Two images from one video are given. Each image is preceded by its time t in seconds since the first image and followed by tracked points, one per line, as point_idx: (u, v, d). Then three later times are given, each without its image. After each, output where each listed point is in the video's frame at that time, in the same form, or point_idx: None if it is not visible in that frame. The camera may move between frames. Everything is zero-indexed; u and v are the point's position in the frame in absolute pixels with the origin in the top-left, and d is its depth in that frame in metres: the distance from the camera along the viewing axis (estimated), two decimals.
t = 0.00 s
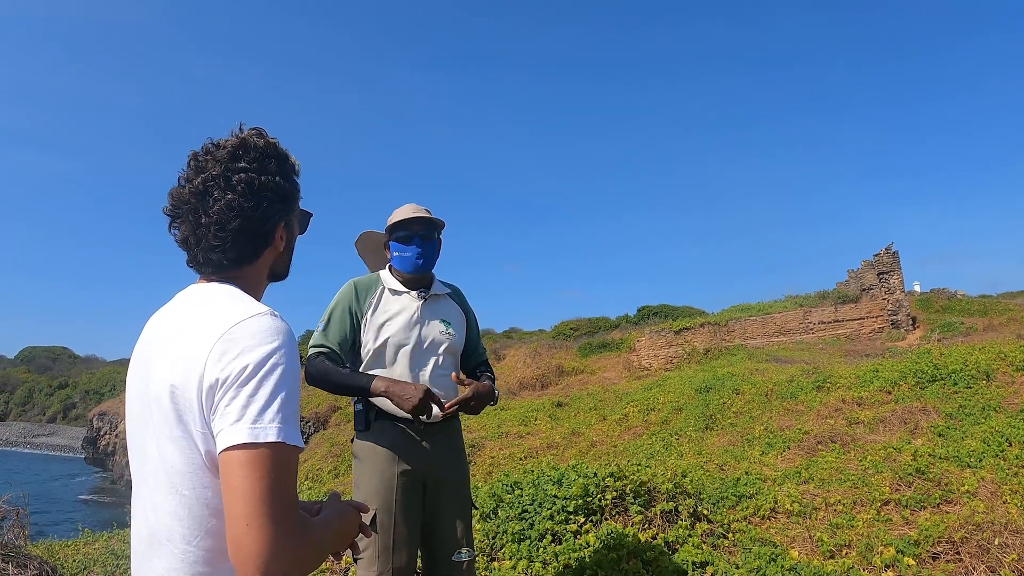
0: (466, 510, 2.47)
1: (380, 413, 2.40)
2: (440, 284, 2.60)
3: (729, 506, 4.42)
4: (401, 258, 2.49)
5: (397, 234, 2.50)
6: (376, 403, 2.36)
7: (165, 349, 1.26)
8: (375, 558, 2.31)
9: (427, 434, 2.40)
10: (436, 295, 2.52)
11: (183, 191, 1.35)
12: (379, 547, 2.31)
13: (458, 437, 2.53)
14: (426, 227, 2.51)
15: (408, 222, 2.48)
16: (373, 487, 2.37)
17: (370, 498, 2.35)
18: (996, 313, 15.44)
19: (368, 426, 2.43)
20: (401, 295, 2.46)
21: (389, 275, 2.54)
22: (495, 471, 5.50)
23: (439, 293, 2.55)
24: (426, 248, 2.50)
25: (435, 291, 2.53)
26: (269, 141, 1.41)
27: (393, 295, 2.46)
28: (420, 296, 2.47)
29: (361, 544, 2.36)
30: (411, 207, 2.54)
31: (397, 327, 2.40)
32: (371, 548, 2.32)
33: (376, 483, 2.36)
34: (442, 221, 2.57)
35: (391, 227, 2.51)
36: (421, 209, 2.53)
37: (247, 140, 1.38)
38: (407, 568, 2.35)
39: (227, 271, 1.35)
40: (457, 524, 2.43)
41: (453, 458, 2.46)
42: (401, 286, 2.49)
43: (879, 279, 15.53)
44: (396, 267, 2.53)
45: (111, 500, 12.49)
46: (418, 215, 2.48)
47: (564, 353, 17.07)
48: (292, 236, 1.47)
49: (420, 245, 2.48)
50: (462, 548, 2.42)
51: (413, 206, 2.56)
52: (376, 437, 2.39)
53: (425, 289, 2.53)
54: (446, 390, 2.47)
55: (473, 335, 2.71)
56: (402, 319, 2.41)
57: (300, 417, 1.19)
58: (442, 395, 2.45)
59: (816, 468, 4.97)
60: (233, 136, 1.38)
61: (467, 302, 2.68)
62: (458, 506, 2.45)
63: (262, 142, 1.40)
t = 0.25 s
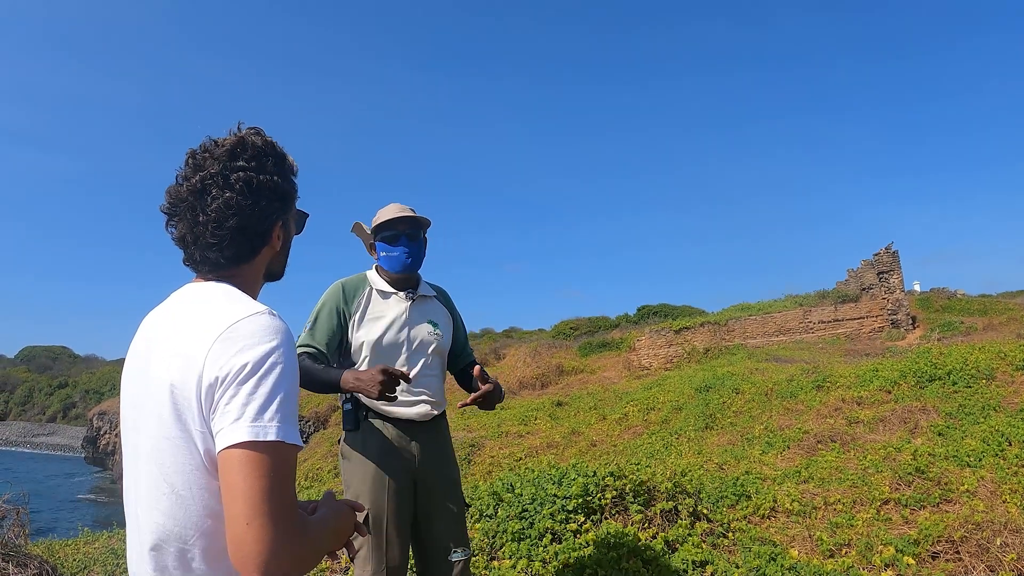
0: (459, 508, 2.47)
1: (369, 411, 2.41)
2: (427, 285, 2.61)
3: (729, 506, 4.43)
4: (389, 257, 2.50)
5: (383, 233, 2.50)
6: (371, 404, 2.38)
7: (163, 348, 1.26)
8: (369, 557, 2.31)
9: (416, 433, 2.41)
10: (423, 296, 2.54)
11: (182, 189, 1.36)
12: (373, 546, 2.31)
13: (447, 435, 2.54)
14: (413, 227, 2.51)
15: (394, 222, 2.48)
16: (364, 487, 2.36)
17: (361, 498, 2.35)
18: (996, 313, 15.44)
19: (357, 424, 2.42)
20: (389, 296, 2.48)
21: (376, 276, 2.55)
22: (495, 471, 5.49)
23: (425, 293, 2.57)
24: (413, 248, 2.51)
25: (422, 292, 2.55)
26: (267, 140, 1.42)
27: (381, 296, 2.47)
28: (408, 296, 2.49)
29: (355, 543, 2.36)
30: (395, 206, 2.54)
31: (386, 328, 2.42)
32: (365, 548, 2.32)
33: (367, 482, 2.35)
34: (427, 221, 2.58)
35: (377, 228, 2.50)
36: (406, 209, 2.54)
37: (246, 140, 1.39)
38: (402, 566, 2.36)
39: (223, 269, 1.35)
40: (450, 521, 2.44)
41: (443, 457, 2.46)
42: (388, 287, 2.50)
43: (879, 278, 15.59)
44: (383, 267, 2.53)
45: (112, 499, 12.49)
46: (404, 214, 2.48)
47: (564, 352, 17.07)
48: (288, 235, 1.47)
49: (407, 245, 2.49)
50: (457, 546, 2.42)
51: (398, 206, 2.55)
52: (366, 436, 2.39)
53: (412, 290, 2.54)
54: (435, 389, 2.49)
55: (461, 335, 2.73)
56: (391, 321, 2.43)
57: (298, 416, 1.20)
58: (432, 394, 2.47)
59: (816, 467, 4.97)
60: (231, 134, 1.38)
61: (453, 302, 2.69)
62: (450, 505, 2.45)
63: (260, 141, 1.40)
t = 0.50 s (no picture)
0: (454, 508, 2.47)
1: (364, 415, 2.41)
2: (419, 288, 2.61)
3: (730, 508, 4.43)
4: (379, 258, 2.49)
5: (373, 235, 2.52)
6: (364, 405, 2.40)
7: (159, 351, 1.25)
8: (364, 560, 2.30)
9: (410, 435, 2.41)
10: (414, 298, 2.54)
11: (178, 191, 1.35)
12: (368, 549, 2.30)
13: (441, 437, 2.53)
14: (402, 227, 2.53)
15: (384, 223, 2.50)
16: (358, 490, 2.35)
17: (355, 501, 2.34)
18: (996, 314, 15.45)
19: (352, 428, 2.41)
20: (381, 299, 2.48)
21: (367, 280, 2.55)
22: (496, 473, 5.49)
23: (416, 295, 2.56)
24: (403, 248, 2.52)
25: (413, 293, 2.55)
26: (262, 143, 1.42)
27: (373, 299, 2.48)
28: (400, 299, 2.49)
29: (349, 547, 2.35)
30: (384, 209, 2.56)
31: (378, 331, 2.42)
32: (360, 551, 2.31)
33: (361, 484, 2.35)
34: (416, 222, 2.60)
35: (366, 230, 2.52)
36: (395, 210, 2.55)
37: (241, 142, 1.39)
38: (398, 568, 2.35)
39: (220, 272, 1.35)
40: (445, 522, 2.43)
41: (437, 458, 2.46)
42: (380, 290, 2.50)
43: (879, 280, 15.60)
44: (374, 269, 2.53)
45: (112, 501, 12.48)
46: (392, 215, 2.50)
47: (564, 354, 17.06)
48: (284, 238, 1.47)
49: (397, 245, 2.50)
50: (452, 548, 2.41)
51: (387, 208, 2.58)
52: (359, 439, 2.38)
53: (403, 292, 2.55)
54: (430, 391, 2.49)
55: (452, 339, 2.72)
56: (383, 323, 2.43)
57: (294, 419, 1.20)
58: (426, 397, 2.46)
59: (816, 469, 4.97)
60: (227, 137, 1.38)
61: (445, 305, 2.69)
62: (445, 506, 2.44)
63: (255, 144, 1.40)
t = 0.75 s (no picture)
0: (455, 509, 2.47)
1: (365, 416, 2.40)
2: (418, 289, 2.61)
3: (727, 508, 4.43)
4: (377, 258, 2.49)
5: (370, 236, 2.53)
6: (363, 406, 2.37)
7: (153, 352, 1.25)
8: (365, 560, 2.31)
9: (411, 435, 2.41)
10: (411, 299, 2.54)
11: (170, 192, 1.35)
12: (369, 549, 2.31)
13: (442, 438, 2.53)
14: (398, 228, 2.56)
15: (380, 224, 2.52)
16: (359, 490, 2.37)
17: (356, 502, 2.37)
18: (994, 314, 15.46)
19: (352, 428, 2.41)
20: (380, 300, 2.47)
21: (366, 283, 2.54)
22: (493, 474, 5.50)
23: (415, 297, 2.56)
24: (400, 248, 2.53)
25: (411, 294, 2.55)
26: (256, 144, 1.42)
27: (371, 301, 2.46)
28: (397, 301, 2.48)
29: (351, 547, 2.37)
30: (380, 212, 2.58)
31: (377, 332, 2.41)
32: (361, 551, 2.33)
33: (363, 484, 2.36)
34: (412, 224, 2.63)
35: (363, 232, 2.53)
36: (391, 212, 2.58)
37: (234, 142, 1.38)
38: (400, 569, 2.36)
39: (213, 273, 1.35)
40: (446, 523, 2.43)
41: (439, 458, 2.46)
42: (378, 293, 2.49)
43: (877, 280, 15.61)
44: (372, 271, 2.52)
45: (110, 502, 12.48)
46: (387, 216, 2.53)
47: (562, 354, 17.06)
48: (278, 238, 1.47)
49: (394, 245, 2.52)
50: (454, 548, 2.42)
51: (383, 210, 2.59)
52: (360, 439, 2.39)
53: (401, 293, 2.53)
54: (429, 391, 2.48)
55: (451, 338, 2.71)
56: (382, 324, 2.42)
57: (287, 420, 1.20)
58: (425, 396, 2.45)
59: (814, 469, 4.98)
60: (220, 138, 1.38)
61: (444, 307, 2.69)
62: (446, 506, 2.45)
63: (248, 144, 1.40)
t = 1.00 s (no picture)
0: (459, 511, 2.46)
1: (370, 416, 2.41)
2: (425, 291, 2.57)
3: (725, 509, 4.42)
4: (381, 262, 2.48)
5: (375, 240, 2.52)
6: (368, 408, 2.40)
7: (149, 353, 1.25)
8: (367, 559, 2.34)
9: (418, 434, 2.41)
10: (418, 301, 2.52)
11: (167, 193, 1.35)
12: (371, 548, 2.33)
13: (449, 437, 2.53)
14: (402, 230, 2.53)
15: (385, 226, 2.51)
16: (365, 489, 2.39)
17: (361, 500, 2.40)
18: (992, 315, 15.47)
19: (358, 428, 2.43)
20: (386, 303, 2.47)
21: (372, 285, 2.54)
22: (492, 474, 5.49)
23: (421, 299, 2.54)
24: (405, 250, 2.50)
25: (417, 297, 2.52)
26: (254, 145, 1.42)
27: (377, 304, 2.47)
28: (403, 304, 2.47)
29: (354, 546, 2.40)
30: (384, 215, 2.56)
31: (382, 336, 2.42)
32: (364, 550, 2.35)
33: (368, 484, 2.38)
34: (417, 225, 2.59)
35: (369, 233, 2.52)
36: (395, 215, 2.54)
37: (232, 143, 1.38)
38: (403, 569, 2.37)
39: (210, 274, 1.35)
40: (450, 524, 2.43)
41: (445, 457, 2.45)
42: (385, 295, 2.49)
43: (875, 280, 15.62)
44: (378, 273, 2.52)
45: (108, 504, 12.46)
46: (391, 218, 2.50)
47: (561, 355, 17.06)
48: (276, 239, 1.47)
49: (397, 248, 2.49)
50: (458, 549, 2.40)
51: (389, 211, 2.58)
52: (365, 439, 2.41)
53: (407, 296, 2.52)
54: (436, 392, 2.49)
55: (461, 327, 2.69)
56: (387, 328, 2.43)
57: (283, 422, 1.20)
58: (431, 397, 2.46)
59: (812, 470, 4.98)
60: (218, 139, 1.38)
61: (452, 305, 2.67)
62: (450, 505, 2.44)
63: (247, 145, 1.40)
